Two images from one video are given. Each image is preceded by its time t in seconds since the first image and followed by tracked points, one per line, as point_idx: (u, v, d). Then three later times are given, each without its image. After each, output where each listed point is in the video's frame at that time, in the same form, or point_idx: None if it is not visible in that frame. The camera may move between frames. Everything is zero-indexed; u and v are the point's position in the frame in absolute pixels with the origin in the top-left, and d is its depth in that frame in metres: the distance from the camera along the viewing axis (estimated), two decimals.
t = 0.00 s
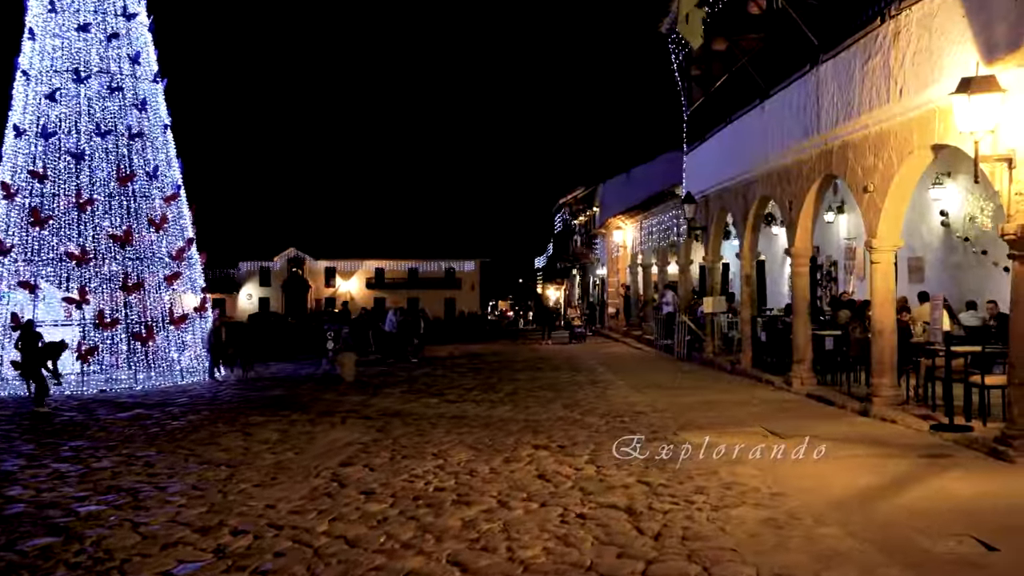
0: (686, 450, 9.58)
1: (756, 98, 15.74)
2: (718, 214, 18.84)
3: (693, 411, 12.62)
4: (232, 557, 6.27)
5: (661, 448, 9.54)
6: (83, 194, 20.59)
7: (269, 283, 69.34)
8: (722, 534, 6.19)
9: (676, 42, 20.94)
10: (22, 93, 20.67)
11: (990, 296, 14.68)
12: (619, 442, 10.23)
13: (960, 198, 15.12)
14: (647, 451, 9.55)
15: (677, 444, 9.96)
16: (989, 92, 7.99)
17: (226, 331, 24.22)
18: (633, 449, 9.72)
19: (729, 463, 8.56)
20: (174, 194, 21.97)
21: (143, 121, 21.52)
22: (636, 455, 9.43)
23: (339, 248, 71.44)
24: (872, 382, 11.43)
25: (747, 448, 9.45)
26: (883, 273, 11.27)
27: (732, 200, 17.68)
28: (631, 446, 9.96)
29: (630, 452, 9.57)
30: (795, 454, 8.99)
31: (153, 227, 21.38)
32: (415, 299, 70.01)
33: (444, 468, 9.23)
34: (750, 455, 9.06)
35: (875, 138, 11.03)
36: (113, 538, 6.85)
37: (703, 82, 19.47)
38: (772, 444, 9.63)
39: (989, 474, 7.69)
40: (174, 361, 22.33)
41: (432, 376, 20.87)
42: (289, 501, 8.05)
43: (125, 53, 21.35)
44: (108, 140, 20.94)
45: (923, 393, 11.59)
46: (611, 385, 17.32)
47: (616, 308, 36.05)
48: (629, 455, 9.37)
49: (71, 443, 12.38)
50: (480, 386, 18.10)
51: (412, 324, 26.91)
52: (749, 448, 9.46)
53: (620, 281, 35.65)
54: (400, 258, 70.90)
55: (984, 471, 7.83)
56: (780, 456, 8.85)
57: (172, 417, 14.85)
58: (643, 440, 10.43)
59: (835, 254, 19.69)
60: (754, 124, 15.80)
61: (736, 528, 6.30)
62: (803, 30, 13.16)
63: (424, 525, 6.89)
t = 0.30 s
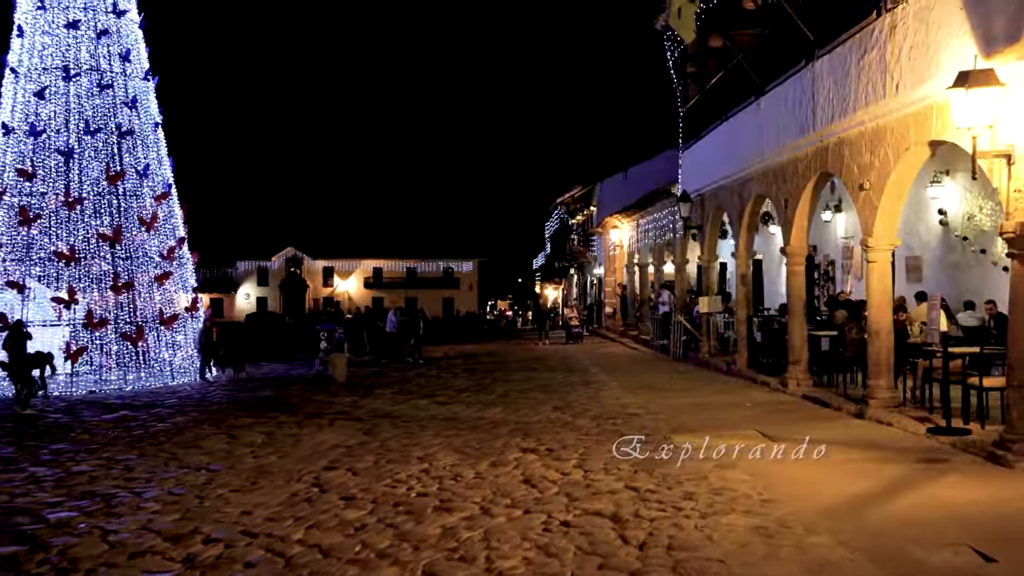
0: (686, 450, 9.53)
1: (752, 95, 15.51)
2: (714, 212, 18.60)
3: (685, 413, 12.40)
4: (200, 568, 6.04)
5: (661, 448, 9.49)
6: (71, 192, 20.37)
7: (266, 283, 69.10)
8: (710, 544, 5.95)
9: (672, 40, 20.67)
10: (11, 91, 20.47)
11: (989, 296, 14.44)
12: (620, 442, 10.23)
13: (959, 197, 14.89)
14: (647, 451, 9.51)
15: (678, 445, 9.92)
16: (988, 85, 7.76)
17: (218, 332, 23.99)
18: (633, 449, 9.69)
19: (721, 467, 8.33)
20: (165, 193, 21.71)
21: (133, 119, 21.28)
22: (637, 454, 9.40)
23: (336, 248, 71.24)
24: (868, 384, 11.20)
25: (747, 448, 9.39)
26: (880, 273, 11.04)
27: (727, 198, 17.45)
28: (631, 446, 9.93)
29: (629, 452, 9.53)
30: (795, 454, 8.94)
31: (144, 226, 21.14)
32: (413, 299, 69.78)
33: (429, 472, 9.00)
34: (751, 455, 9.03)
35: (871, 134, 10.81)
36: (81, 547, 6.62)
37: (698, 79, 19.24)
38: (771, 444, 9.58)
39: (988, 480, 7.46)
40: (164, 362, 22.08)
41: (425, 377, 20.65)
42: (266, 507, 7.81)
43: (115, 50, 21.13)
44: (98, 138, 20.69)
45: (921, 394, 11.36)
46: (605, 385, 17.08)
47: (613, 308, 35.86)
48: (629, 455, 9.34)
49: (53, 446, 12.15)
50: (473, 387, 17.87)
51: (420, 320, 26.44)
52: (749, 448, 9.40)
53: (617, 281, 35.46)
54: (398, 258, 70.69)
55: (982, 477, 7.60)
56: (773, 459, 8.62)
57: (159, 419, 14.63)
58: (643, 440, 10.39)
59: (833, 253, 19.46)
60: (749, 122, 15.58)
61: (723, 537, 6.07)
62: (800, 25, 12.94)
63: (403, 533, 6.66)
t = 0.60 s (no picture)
0: (686, 450, 9.40)
1: (746, 91, 15.28)
2: (709, 210, 18.37)
3: (678, 414, 12.18)
4: None
5: (661, 448, 9.38)
6: (60, 189, 20.01)
7: (264, 283, 68.82)
8: (697, 551, 5.73)
9: (667, 36, 20.45)
10: None
11: (987, 295, 14.21)
12: (620, 442, 10.10)
13: (957, 194, 14.68)
14: (646, 451, 9.40)
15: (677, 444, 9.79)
16: (986, 76, 7.54)
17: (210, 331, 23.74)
18: (632, 449, 9.60)
19: (712, 470, 8.10)
20: (156, 190, 21.57)
21: (124, 116, 21.05)
22: (636, 454, 9.28)
23: (334, 247, 71.05)
24: (864, 384, 10.97)
25: (747, 447, 9.28)
26: (876, 271, 10.82)
27: (723, 196, 17.23)
28: (631, 446, 9.83)
29: (628, 452, 9.43)
30: (794, 454, 8.76)
31: (134, 224, 20.92)
32: (411, 298, 69.55)
33: (412, 475, 8.77)
34: (749, 455, 8.89)
35: (867, 129, 10.60)
36: (46, 553, 6.39)
37: (694, 76, 19.02)
38: (772, 444, 9.44)
39: (986, 484, 7.23)
40: (154, 361, 21.77)
41: (418, 377, 20.44)
42: (242, 511, 7.58)
43: (105, 47, 20.91)
44: (88, 135, 20.43)
45: (918, 395, 11.13)
46: (598, 385, 16.85)
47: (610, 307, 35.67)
48: (627, 455, 9.26)
49: (34, 447, 11.91)
50: (465, 387, 17.64)
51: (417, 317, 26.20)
52: (749, 447, 9.28)
53: (614, 281, 35.28)
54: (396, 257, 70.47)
55: (980, 480, 7.37)
56: (766, 462, 8.39)
57: (145, 420, 14.40)
58: (643, 440, 10.27)
59: (830, 252, 19.25)
60: (744, 118, 15.36)
61: (710, 544, 5.85)
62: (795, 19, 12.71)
63: (380, 539, 6.43)
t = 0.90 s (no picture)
0: (686, 450, 9.37)
1: (742, 89, 15.07)
2: (705, 209, 18.15)
3: (671, 417, 11.96)
4: None
5: (661, 448, 9.35)
6: (49, 188, 19.70)
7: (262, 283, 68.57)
8: (684, 563, 5.51)
9: (662, 34, 20.22)
10: None
11: (986, 296, 13.99)
12: (620, 442, 10.10)
13: (955, 193, 14.46)
14: (647, 451, 9.38)
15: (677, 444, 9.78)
16: (985, 72, 7.32)
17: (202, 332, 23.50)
18: (632, 449, 9.58)
19: (703, 476, 7.88)
20: (147, 189, 21.38)
21: (114, 115, 20.81)
22: (636, 454, 9.29)
23: (332, 247, 70.81)
24: (860, 388, 10.76)
25: (747, 448, 9.30)
26: (872, 271, 10.60)
27: (719, 195, 17.01)
28: (631, 446, 9.82)
29: (629, 452, 9.41)
30: (794, 454, 8.85)
31: (124, 224, 20.63)
32: (409, 298, 69.32)
33: (396, 480, 8.54)
34: (749, 455, 8.93)
35: (863, 127, 10.38)
36: (11, 565, 6.16)
37: (690, 74, 18.79)
38: (773, 444, 9.52)
39: (985, 492, 7.02)
40: (144, 362, 21.57)
41: (411, 378, 20.21)
42: (218, 518, 7.36)
43: (96, 45, 20.66)
44: (78, 134, 20.17)
45: (915, 398, 10.92)
46: (592, 387, 16.64)
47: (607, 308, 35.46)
48: (627, 456, 9.24)
49: (15, 450, 11.68)
50: (457, 389, 17.41)
51: (418, 320, 26.12)
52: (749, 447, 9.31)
53: (610, 281, 35.09)
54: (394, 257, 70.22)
55: (978, 488, 7.16)
56: (758, 467, 8.17)
57: (130, 422, 14.17)
58: (643, 439, 10.28)
59: (827, 252, 19.05)
60: (739, 116, 15.14)
61: (698, 556, 5.64)
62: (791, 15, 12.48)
63: (356, 550, 6.22)
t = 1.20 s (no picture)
0: (686, 450, 9.27)
1: (736, 84, 14.87)
2: (700, 207, 17.95)
3: (663, 418, 11.76)
4: None
5: (660, 448, 9.24)
6: (39, 186, 19.47)
7: (259, 283, 68.37)
8: (668, 569, 5.31)
9: (657, 30, 19.99)
10: None
11: (984, 295, 13.79)
12: (619, 442, 9.97)
13: (953, 190, 14.27)
14: (646, 452, 9.26)
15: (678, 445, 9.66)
16: (981, 63, 7.13)
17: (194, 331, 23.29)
18: (633, 449, 9.46)
19: (692, 479, 7.67)
20: (138, 187, 21.13)
21: (104, 113, 20.58)
22: (636, 454, 9.17)
23: (329, 247, 70.62)
24: (855, 388, 10.54)
25: (748, 448, 9.21)
26: (867, 269, 10.39)
27: (714, 193, 16.80)
28: (631, 446, 9.69)
29: (628, 453, 9.30)
30: (794, 454, 8.74)
31: (114, 222, 20.45)
32: (407, 298, 69.14)
33: (378, 483, 8.33)
34: (750, 455, 8.83)
35: (858, 122, 10.20)
36: None
37: (685, 70, 18.59)
38: (772, 444, 9.41)
39: (981, 495, 6.81)
40: (134, 362, 21.32)
41: (404, 378, 20.02)
42: (192, 523, 7.15)
43: (86, 42, 20.41)
44: (67, 132, 19.91)
45: (910, 399, 10.72)
46: (586, 387, 16.43)
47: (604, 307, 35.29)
48: (626, 455, 9.13)
49: None
50: (449, 389, 17.20)
51: (418, 322, 25.97)
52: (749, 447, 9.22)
53: (607, 280, 34.90)
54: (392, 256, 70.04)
55: (974, 490, 6.96)
56: (749, 470, 7.95)
57: (115, 423, 13.94)
58: (643, 439, 10.15)
59: (823, 250, 18.85)
60: (734, 112, 14.94)
61: (683, 562, 5.43)
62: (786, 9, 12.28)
63: (330, 555, 6.01)
